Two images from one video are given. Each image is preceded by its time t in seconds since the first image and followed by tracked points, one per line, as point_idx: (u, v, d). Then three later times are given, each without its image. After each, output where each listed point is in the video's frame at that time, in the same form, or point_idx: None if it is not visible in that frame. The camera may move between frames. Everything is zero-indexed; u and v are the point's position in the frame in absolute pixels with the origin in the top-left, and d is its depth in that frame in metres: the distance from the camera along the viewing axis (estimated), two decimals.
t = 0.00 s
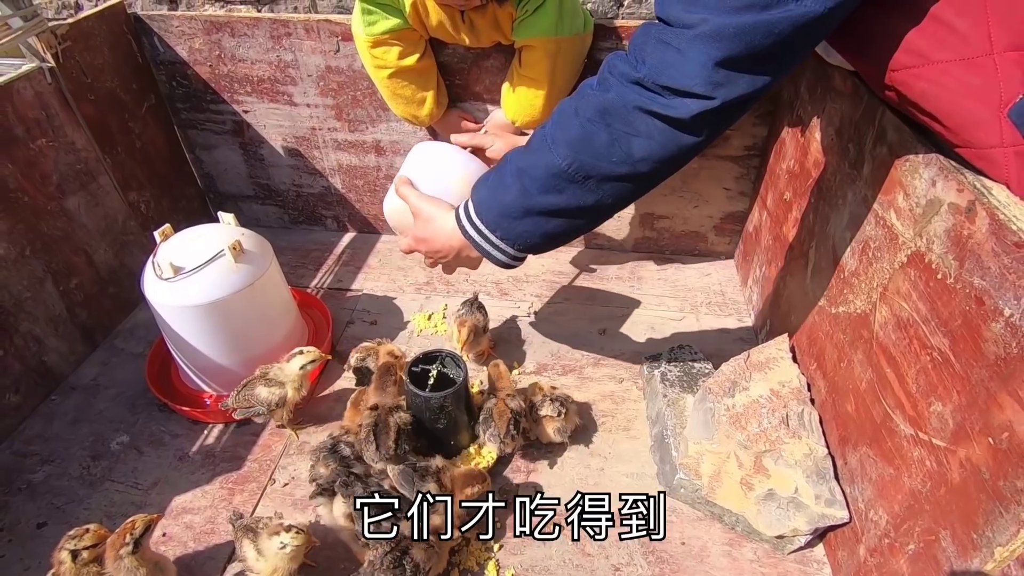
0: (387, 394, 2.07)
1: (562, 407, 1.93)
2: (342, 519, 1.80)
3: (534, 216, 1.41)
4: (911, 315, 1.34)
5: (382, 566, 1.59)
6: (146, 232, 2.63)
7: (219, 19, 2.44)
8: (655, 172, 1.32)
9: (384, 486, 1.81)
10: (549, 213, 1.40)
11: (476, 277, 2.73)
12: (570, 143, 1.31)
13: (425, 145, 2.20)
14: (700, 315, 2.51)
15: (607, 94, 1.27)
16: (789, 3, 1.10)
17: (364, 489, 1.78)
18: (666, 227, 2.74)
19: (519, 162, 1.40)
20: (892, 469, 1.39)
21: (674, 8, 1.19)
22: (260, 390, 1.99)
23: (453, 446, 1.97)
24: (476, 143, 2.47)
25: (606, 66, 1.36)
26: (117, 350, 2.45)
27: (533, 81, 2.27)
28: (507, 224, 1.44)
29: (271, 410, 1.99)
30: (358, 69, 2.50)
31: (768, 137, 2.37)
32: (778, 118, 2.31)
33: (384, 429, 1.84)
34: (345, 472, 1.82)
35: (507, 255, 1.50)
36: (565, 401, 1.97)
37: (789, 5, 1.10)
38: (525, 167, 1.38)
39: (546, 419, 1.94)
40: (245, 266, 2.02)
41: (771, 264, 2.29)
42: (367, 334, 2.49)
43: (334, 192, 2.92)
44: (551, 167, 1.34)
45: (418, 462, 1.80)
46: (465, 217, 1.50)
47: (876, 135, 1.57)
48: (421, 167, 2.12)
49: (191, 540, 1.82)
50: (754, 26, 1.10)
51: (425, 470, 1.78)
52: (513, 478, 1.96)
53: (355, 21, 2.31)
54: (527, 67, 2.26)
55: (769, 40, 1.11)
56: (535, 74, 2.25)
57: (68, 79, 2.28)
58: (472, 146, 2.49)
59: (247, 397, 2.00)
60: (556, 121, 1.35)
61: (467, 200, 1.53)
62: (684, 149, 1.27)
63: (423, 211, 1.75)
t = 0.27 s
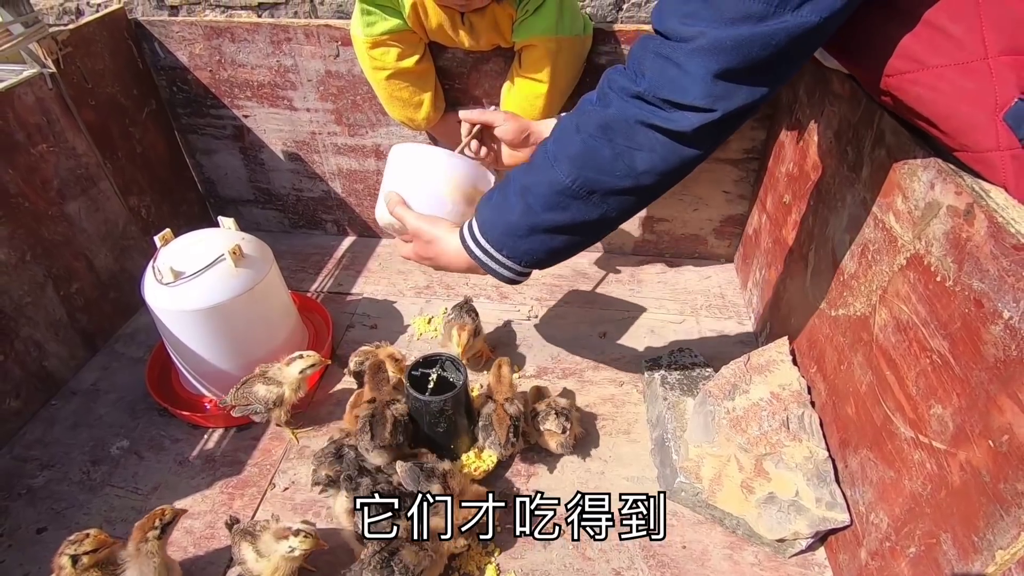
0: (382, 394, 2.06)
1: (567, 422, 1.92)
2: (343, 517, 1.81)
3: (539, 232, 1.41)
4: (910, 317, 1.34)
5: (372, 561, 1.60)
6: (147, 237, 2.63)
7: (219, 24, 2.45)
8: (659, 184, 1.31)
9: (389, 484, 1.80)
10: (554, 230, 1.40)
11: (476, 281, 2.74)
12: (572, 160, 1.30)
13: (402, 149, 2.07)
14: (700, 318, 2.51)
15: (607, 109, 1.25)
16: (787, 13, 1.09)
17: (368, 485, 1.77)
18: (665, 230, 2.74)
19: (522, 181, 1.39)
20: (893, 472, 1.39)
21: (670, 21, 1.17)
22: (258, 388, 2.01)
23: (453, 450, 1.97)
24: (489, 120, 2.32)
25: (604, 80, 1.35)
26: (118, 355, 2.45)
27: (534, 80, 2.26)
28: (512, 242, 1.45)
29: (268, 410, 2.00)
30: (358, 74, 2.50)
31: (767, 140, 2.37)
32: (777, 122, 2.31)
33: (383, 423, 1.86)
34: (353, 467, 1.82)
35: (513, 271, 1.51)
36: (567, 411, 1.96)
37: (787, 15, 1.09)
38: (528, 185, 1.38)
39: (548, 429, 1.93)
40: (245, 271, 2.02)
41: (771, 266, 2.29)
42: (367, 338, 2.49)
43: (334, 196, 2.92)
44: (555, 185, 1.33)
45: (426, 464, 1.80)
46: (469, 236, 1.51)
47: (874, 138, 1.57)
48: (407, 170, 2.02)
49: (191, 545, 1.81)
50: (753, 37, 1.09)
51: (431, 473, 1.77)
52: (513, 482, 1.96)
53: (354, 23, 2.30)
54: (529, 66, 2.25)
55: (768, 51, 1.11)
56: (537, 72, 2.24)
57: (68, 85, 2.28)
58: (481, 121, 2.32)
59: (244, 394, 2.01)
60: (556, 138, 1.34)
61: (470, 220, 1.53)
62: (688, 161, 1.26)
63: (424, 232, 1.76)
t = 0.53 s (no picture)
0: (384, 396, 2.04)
1: (567, 420, 1.92)
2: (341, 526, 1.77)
3: (551, 243, 1.42)
4: (913, 319, 1.34)
5: (382, 553, 1.61)
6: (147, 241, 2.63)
7: (219, 27, 2.45)
8: (670, 192, 1.30)
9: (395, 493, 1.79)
10: (566, 240, 1.40)
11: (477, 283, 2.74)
12: (581, 172, 1.30)
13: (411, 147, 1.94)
14: (702, 320, 2.51)
15: (615, 119, 1.24)
16: (792, 18, 1.07)
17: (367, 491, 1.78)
18: (666, 232, 2.74)
19: (532, 192, 1.39)
20: (896, 475, 1.39)
21: (676, 28, 1.15)
22: (257, 391, 2.00)
23: (455, 453, 1.96)
24: (512, 95, 2.16)
25: (612, 87, 1.33)
26: (118, 359, 2.45)
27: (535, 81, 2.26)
28: (524, 253, 1.46)
29: (267, 412, 2.00)
30: (358, 77, 2.50)
31: (767, 142, 2.37)
32: (777, 123, 2.31)
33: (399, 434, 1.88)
34: (350, 480, 1.79)
35: (526, 281, 1.52)
36: (567, 409, 1.97)
37: (793, 20, 1.07)
38: (538, 197, 1.38)
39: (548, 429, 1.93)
40: (246, 274, 2.02)
41: (772, 268, 2.28)
42: (368, 341, 2.48)
43: (334, 199, 2.92)
44: (565, 196, 1.33)
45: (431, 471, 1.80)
46: (480, 248, 1.53)
47: (875, 139, 1.57)
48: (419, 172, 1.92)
49: (193, 549, 1.81)
50: (759, 44, 1.07)
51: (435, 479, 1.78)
52: (515, 485, 1.95)
53: (354, 25, 2.30)
54: (530, 67, 2.25)
55: (776, 57, 1.09)
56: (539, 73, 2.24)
57: (69, 89, 2.28)
58: (505, 98, 2.16)
59: (244, 395, 2.01)
60: (566, 149, 1.34)
61: (482, 231, 1.54)
62: (698, 168, 1.25)
63: (434, 242, 1.79)
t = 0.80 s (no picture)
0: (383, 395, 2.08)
1: (566, 421, 1.92)
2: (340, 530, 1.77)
3: (559, 244, 1.43)
4: (916, 318, 1.34)
5: (389, 546, 1.62)
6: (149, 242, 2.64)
7: (221, 29, 2.46)
8: (679, 193, 1.30)
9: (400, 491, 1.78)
10: (574, 241, 1.41)
11: (478, 284, 2.74)
12: (590, 175, 1.30)
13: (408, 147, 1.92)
14: (703, 320, 2.51)
15: (624, 123, 1.24)
16: (802, 21, 1.06)
17: (367, 492, 1.79)
18: (668, 232, 2.74)
19: (541, 195, 1.39)
20: (899, 474, 1.39)
21: (685, 31, 1.15)
22: (259, 391, 2.00)
23: (456, 454, 1.96)
24: (519, 84, 2.07)
25: (619, 89, 1.33)
26: (120, 360, 2.45)
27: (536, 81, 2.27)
28: (533, 254, 1.46)
29: (269, 412, 2.01)
30: (360, 78, 2.50)
31: (769, 142, 2.37)
32: (778, 123, 2.31)
33: (395, 429, 1.89)
34: (347, 482, 1.81)
35: (535, 280, 1.54)
36: (566, 410, 1.98)
37: (803, 23, 1.06)
38: (547, 199, 1.38)
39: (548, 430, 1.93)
40: (247, 275, 2.02)
41: (773, 268, 2.28)
42: (370, 341, 2.48)
43: (335, 200, 2.93)
44: (574, 199, 1.34)
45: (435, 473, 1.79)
46: (490, 247, 1.54)
47: (877, 138, 1.57)
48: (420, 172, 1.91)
49: (195, 550, 1.81)
50: (770, 47, 1.07)
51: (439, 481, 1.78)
52: (517, 485, 1.95)
53: (355, 25, 2.30)
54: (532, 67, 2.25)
55: (786, 60, 1.08)
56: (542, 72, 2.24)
57: (71, 90, 2.29)
58: (513, 88, 2.07)
59: (245, 395, 2.01)
60: (574, 151, 1.33)
61: (489, 232, 1.55)
62: (707, 170, 1.25)
63: (444, 242, 1.80)
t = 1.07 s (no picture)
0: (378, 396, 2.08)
1: (569, 417, 1.93)
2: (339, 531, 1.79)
3: (576, 246, 1.42)
4: (916, 314, 1.34)
5: (379, 549, 1.60)
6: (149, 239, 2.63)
7: (220, 26, 2.45)
8: (699, 192, 1.30)
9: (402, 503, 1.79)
10: (593, 243, 1.40)
11: (478, 281, 2.73)
12: (608, 174, 1.30)
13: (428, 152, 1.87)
14: (703, 317, 2.50)
15: (642, 121, 1.24)
16: (826, 10, 1.06)
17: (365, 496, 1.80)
18: (668, 230, 2.74)
19: (557, 195, 1.39)
20: (899, 470, 1.38)
21: (704, 25, 1.15)
22: (260, 387, 2.00)
23: (456, 452, 1.96)
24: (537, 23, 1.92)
25: (636, 88, 1.33)
26: (119, 358, 2.45)
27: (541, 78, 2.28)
28: (550, 256, 1.45)
29: (271, 409, 2.00)
30: (359, 75, 2.50)
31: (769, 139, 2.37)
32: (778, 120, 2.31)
33: (384, 442, 1.89)
34: (347, 482, 1.83)
35: (551, 283, 1.52)
36: (567, 406, 1.98)
37: (826, 13, 1.06)
38: (564, 200, 1.38)
39: (550, 428, 1.94)
40: (247, 272, 2.02)
41: (773, 265, 2.28)
42: (369, 339, 2.48)
43: (335, 197, 2.92)
44: (592, 199, 1.33)
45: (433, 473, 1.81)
46: (504, 249, 1.52)
47: (878, 134, 1.57)
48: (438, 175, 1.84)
49: (195, 547, 1.81)
50: (793, 38, 1.07)
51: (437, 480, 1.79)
52: (517, 483, 1.95)
53: (354, 22, 2.29)
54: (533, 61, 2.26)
55: (808, 52, 1.08)
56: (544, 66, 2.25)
57: (70, 87, 2.28)
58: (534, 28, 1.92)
59: (246, 391, 2.02)
60: (592, 151, 1.34)
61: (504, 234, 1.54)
62: (728, 168, 1.24)
63: (460, 244, 1.80)
